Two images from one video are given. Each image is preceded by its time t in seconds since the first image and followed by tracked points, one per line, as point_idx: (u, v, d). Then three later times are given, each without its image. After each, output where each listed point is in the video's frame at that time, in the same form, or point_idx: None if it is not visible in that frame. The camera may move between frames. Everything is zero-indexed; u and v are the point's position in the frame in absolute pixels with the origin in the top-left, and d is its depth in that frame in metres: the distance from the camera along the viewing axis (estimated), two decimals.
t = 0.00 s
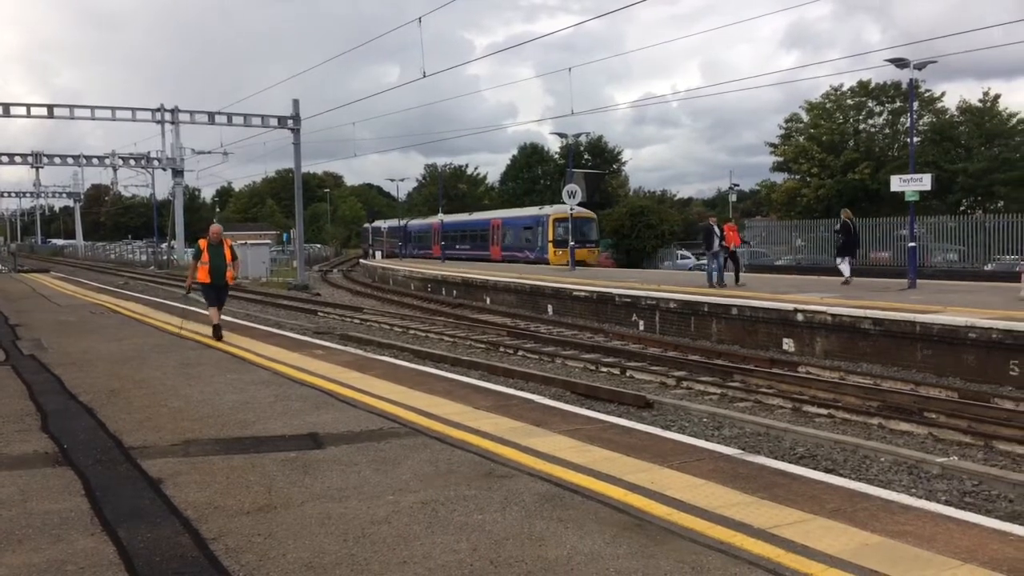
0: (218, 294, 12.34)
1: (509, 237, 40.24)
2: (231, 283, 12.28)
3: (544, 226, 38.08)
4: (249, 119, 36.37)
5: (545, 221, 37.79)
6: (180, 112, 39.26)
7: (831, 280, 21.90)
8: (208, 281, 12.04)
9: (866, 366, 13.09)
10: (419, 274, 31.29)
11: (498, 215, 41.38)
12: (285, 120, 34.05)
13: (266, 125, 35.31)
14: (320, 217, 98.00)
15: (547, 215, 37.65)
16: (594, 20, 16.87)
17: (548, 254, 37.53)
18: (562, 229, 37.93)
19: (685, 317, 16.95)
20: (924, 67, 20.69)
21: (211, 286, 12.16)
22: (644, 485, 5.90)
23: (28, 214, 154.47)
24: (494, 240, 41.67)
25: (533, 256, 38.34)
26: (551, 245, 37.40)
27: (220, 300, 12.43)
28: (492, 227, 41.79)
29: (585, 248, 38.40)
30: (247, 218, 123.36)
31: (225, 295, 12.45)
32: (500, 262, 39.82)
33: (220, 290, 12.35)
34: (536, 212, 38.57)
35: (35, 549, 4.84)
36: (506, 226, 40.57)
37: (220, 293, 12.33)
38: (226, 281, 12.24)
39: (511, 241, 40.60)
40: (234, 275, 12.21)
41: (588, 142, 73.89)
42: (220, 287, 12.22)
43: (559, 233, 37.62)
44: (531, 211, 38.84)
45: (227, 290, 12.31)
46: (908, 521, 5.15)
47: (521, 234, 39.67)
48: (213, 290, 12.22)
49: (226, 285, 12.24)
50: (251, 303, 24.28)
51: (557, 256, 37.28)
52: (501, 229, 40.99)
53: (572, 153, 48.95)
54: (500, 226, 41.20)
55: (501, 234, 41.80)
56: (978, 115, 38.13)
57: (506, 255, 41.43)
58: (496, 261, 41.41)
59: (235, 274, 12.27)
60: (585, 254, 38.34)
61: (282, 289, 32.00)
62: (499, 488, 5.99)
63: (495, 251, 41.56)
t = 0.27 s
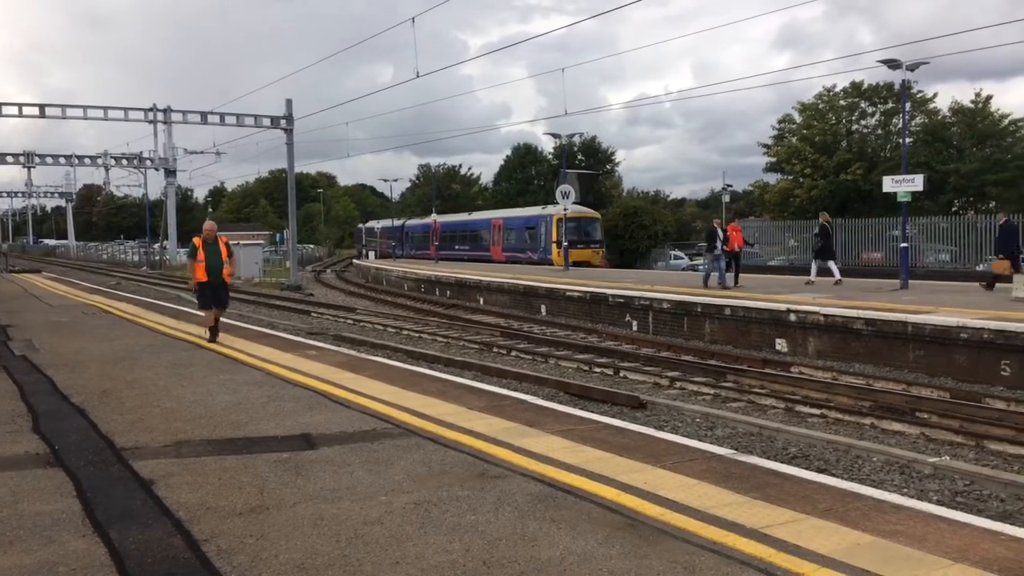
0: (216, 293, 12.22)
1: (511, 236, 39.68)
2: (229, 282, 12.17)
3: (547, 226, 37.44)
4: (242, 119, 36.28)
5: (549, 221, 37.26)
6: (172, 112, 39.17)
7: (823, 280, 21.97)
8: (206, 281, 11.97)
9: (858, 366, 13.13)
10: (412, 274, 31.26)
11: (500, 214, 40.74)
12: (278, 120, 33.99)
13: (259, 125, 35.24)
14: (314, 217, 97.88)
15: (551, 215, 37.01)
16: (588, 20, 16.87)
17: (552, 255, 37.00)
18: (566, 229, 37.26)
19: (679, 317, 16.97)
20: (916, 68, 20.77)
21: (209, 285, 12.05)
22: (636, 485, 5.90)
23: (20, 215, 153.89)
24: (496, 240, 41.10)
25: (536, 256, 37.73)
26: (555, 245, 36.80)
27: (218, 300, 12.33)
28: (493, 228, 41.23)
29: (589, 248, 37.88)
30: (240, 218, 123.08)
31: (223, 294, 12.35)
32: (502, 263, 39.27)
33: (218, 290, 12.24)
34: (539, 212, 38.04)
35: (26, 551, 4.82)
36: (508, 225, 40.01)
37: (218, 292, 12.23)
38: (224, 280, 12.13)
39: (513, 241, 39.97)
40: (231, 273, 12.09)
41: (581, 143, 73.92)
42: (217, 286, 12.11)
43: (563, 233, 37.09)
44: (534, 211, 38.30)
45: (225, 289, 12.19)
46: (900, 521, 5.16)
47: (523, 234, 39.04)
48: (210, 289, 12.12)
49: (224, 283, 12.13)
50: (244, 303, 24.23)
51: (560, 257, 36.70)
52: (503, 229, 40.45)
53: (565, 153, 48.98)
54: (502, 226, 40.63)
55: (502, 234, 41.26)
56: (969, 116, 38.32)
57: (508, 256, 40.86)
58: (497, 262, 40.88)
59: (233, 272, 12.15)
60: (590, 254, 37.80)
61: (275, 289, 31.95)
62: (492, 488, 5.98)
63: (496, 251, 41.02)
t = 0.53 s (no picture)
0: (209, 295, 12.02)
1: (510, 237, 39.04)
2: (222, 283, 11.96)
3: (549, 225, 36.81)
4: (231, 119, 36.16)
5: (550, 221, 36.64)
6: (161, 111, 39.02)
7: (811, 281, 22.08)
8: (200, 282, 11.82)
9: (847, 366, 13.18)
10: (402, 274, 31.23)
11: (498, 214, 40.11)
12: (268, 120, 33.90)
13: (248, 124, 35.14)
14: (304, 217, 97.66)
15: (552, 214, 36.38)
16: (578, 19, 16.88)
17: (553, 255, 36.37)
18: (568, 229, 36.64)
19: (668, 317, 17.01)
20: (904, 70, 20.88)
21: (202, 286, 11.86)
22: (626, 485, 5.91)
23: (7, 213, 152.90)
24: (494, 241, 40.43)
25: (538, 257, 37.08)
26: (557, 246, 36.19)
27: (212, 303, 12.13)
28: (491, 228, 40.58)
29: (591, 249, 37.27)
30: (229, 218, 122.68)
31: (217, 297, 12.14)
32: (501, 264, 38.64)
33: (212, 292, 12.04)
34: (538, 211, 37.43)
35: (12, 551, 4.79)
36: (507, 226, 39.36)
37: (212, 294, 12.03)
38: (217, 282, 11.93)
39: (512, 240, 39.34)
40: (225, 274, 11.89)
41: (572, 143, 73.98)
42: (211, 288, 11.91)
43: (563, 233, 36.47)
44: (533, 211, 37.65)
45: (218, 291, 11.99)
46: (888, 521, 5.18)
47: (523, 234, 38.41)
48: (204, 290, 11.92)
49: (217, 285, 11.93)
50: (233, 303, 24.15)
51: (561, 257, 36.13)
52: (501, 229, 39.82)
53: (556, 153, 49.02)
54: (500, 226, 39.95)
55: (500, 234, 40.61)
56: (957, 117, 38.62)
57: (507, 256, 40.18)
58: (495, 263, 40.22)
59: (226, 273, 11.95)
60: (591, 255, 37.19)
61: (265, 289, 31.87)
62: (481, 488, 5.98)
63: (495, 252, 40.37)
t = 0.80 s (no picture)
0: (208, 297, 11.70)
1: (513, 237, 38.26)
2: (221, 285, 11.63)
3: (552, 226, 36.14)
4: (226, 118, 36.08)
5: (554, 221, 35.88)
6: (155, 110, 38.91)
7: (804, 281, 22.14)
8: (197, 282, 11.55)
9: (840, 367, 13.22)
10: (397, 274, 31.19)
11: (499, 214, 39.49)
12: (262, 119, 33.84)
13: (242, 124, 35.07)
14: (298, 217, 97.50)
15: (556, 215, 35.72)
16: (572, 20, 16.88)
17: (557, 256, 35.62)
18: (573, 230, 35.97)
19: (662, 317, 17.02)
20: (897, 71, 20.94)
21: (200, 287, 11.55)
22: (620, 485, 5.91)
23: None
24: (495, 241, 39.64)
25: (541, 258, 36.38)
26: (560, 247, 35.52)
27: (211, 304, 11.81)
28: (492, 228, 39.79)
29: (596, 249, 36.51)
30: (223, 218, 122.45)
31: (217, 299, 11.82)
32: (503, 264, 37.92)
33: (211, 294, 11.73)
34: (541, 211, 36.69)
35: (5, 552, 4.77)
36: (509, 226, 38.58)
37: (211, 296, 11.71)
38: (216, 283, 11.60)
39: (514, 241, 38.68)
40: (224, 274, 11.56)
41: (566, 143, 73.99)
42: (209, 288, 11.59)
43: (568, 233, 35.72)
44: (536, 211, 36.89)
45: (217, 292, 11.67)
46: (882, 521, 5.20)
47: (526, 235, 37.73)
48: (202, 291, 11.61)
49: (216, 286, 11.61)
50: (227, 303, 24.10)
51: (566, 259, 35.48)
52: (503, 229, 39.05)
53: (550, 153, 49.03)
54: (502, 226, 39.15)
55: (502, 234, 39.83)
56: (951, 118, 38.77)
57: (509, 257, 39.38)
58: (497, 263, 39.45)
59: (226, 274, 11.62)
60: (596, 255, 36.45)
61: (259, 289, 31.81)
62: (475, 488, 5.97)
63: (496, 252, 39.58)
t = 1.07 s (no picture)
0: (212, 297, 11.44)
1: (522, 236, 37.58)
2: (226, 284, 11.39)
3: (562, 225, 35.50)
4: (225, 117, 36.05)
5: (564, 220, 35.24)
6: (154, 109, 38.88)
7: (803, 280, 22.14)
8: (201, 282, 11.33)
9: (840, 366, 13.21)
10: (396, 274, 31.17)
11: (507, 213, 38.87)
12: (261, 117, 33.81)
13: (242, 122, 35.04)
14: (298, 216, 97.47)
15: (566, 213, 35.07)
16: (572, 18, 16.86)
17: (568, 256, 34.94)
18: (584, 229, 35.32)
19: (662, 317, 17.02)
20: (897, 70, 20.94)
21: (204, 286, 11.30)
22: (620, 485, 5.90)
23: None
24: (504, 240, 38.95)
25: (552, 257, 35.74)
26: (571, 246, 34.87)
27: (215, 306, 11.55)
28: (501, 228, 39.11)
29: (608, 249, 35.79)
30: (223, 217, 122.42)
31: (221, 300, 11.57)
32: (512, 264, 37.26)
33: (215, 294, 11.47)
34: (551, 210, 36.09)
35: (5, 551, 4.76)
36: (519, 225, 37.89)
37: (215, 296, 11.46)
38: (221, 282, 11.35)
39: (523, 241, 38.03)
40: (229, 273, 11.32)
41: (566, 142, 73.98)
42: (213, 287, 11.35)
43: (579, 232, 35.05)
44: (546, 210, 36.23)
45: (221, 292, 11.42)
46: (881, 520, 5.19)
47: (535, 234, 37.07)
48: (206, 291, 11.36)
49: (220, 285, 11.36)
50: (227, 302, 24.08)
51: (577, 258, 34.83)
52: (511, 229, 38.41)
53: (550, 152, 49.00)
54: (511, 226, 38.46)
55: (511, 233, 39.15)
56: (950, 118, 38.77)
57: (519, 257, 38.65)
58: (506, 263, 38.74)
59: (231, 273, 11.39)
60: (607, 254, 35.75)
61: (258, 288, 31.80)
62: (475, 487, 5.96)
63: (506, 252, 38.86)
